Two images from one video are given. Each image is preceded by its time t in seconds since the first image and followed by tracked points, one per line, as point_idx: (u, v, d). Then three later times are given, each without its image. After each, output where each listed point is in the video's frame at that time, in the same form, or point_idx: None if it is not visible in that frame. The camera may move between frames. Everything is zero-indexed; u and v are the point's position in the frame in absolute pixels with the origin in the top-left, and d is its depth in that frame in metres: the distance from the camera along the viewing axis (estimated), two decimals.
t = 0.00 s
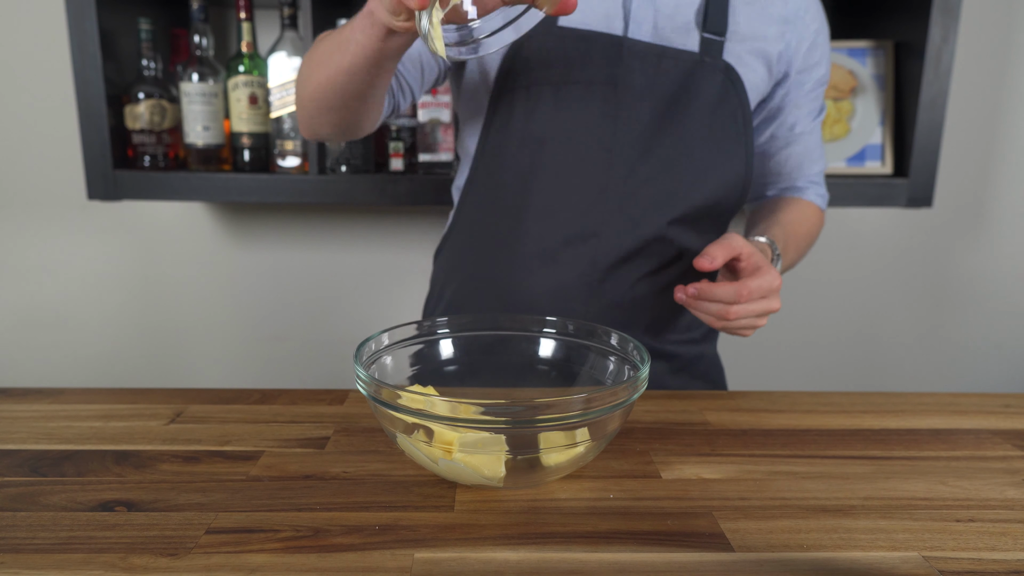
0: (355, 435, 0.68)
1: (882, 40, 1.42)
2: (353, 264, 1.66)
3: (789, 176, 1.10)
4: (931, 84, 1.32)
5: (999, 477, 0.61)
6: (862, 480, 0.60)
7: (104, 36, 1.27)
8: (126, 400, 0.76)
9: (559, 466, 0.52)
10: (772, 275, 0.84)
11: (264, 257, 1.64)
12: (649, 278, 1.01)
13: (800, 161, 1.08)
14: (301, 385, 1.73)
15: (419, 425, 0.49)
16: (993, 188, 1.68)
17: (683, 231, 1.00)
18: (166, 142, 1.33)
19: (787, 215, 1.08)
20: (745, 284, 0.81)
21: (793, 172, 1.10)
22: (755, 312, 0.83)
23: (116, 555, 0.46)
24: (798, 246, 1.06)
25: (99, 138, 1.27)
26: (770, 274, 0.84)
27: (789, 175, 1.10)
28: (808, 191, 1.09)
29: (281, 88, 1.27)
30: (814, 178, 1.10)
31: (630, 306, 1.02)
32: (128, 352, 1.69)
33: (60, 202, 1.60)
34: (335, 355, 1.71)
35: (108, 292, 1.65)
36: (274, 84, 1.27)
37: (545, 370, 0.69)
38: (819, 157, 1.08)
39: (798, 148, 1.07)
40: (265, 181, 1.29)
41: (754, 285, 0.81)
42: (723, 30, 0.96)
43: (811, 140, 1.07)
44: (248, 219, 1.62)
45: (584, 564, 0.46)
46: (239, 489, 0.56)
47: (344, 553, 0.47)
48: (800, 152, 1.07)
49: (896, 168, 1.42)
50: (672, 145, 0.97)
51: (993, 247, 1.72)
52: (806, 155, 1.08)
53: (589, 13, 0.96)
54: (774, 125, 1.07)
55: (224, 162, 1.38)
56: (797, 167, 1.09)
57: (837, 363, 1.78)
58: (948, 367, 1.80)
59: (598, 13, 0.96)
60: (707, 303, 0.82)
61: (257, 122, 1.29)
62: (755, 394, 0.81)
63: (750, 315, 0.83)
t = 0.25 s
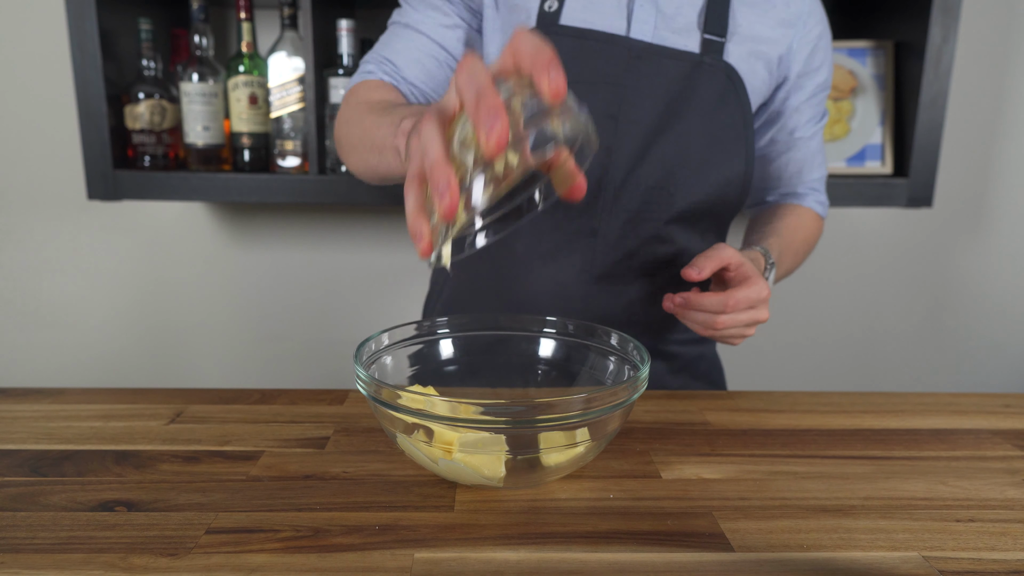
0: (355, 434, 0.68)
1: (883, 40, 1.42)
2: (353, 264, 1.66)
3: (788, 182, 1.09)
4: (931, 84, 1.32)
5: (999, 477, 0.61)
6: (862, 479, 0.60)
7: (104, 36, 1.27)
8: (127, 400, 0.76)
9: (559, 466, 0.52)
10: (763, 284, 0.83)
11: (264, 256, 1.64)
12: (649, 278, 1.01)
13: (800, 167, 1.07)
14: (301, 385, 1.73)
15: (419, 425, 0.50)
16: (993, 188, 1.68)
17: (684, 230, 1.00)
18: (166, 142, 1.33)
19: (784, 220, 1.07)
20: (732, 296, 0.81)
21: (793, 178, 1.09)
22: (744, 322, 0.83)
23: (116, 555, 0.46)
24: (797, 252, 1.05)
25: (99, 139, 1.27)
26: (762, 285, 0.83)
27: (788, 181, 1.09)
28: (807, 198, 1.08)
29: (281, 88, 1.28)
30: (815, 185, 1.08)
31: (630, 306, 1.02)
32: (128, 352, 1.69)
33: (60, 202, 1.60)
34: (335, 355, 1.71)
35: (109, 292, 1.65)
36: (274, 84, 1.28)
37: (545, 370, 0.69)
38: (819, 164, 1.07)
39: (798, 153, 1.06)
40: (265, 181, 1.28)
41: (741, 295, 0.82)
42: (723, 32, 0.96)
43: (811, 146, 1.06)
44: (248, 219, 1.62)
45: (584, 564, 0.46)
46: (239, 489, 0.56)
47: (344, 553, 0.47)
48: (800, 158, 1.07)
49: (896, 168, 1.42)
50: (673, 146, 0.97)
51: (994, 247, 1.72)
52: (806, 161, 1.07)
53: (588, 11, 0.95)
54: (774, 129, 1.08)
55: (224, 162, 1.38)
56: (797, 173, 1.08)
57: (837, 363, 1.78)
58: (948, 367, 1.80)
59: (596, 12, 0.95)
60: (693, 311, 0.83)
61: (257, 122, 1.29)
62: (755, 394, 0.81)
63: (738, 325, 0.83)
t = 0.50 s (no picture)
0: (355, 434, 0.68)
1: (882, 40, 1.42)
2: (353, 264, 1.66)
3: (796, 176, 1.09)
4: (931, 84, 1.32)
5: (999, 477, 0.61)
6: (862, 480, 0.60)
7: (104, 36, 1.27)
8: (127, 400, 0.76)
9: (559, 466, 0.52)
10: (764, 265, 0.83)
11: (265, 256, 1.64)
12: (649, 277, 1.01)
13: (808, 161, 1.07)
14: (301, 384, 1.73)
15: (419, 425, 0.50)
16: (993, 188, 1.68)
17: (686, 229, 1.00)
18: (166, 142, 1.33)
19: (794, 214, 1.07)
20: (731, 275, 0.81)
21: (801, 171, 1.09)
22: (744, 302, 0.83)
23: (116, 555, 0.46)
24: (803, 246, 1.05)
25: (99, 139, 1.27)
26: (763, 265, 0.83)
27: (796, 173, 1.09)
28: (816, 190, 1.08)
29: (281, 88, 1.29)
30: (822, 177, 1.08)
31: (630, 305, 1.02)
32: (128, 352, 1.69)
33: (60, 202, 1.60)
34: (335, 355, 1.71)
35: (109, 292, 1.65)
36: (274, 84, 1.29)
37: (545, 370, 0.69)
38: (827, 156, 1.07)
39: (805, 146, 1.06)
40: (266, 181, 1.28)
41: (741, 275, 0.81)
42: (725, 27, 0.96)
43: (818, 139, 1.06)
44: (248, 219, 1.62)
45: (585, 564, 0.46)
46: (239, 489, 0.56)
47: (345, 553, 0.47)
48: (807, 151, 1.06)
49: (896, 168, 1.42)
50: (676, 143, 0.97)
51: (994, 247, 1.72)
52: (812, 154, 1.07)
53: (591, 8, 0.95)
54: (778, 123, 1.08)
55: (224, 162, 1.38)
56: (805, 166, 1.08)
57: (837, 363, 1.78)
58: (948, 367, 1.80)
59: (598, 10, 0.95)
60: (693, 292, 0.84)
61: (257, 122, 1.29)
62: (755, 394, 0.81)
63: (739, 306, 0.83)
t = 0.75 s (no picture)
0: (355, 434, 0.68)
1: (882, 40, 1.42)
2: (353, 264, 1.66)
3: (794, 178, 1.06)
4: (931, 84, 1.32)
5: (999, 476, 0.61)
6: (862, 479, 0.60)
7: (104, 36, 1.27)
8: (127, 400, 0.76)
9: (559, 466, 0.52)
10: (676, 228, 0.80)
11: (264, 256, 1.64)
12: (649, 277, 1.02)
13: (807, 162, 1.03)
14: (301, 384, 1.73)
15: (419, 425, 0.50)
16: (993, 188, 1.68)
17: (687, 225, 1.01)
18: (166, 142, 1.33)
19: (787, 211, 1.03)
20: (638, 232, 0.80)
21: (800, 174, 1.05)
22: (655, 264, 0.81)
23: (116, 555, 0.46)
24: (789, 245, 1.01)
25: (100, 139, 1.27)
26: (678, 227, 0.81)
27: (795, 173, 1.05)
28: (813, 192, 1.04)
29: (280, 88, 1.28)
30: (822, 181, 1.04)
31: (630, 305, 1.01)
32: (128, 352, 1.69)
33: (60, 202, 1.60)
34: (334, 355, 1.71)
35: (109, 291, 1.65)
36: (274, 84, 1.28)
37: (545, 370, 0.69)
38: (828, 159, 1.04)
39: (804, 146, 1.03)
40: (266, 180, 1.29)
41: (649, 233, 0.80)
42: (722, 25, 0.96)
43: (818, 139, 1.03)
44: (248, 219, 1.61)
45: (584, 564, 0.46)
46: (239, 489, 0.56)
47: (345, 553, 0.47)
48: (806, 151, 1.03)
49: (896, 168, 1.42)
50: (675, 141, 0.97)
51: (994, 247, 1.72)
52: (812, 155, 1.03)
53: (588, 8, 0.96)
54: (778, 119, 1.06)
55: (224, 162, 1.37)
56: (804, 168, 1.04)
57: (837, 362, 1.78)
58: (948, 366, 1.80)
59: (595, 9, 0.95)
60: (598, 246, 0.83)
61: (257, 122, 1.29)
62: (755, 394, 0.81)
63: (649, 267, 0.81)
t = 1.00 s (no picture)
0: (355, 434, 0.68)
1: (882, 40, 1.43)
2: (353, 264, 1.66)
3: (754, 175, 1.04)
4: (931, 83, 1.31)
5: (999, 476, 0.61)
6: (862, 479, 0.60)
7: (104, 36, 1.27)
8: (127, 400, 0.76)
9: (559, 466, 0.52)
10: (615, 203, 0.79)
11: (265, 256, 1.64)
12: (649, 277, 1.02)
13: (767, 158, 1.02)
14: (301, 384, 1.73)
15: (419, 424, 0.50)
16: (993, 187, 1.68)
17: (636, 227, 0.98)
18: (166, 142, 1.33)
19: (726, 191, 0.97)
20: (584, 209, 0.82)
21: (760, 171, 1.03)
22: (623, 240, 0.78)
23: (116, 555, 0.46)
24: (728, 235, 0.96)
25: (100, 139, 1.27)
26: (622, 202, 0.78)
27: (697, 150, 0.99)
28: (727, 167, 0.97)
29: (280, 88, 1.29)
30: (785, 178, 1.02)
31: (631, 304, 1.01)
32: (127, 352, 1.69)
33: (59, 202, 1.60)
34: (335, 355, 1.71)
35: (109, 292, 1.65)
36: (274, 84, 1.29)
37: (546, 370, 0.69)
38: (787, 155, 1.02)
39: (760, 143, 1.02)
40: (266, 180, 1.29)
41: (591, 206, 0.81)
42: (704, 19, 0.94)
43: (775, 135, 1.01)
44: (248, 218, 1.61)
45: (584, 564, 0.46)
46: (239, 489, 0.56)
47: (345, 553, 0.47)
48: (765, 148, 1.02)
49: (897, 168, 1.42)
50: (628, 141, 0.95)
51: (994, 246, 1.72)
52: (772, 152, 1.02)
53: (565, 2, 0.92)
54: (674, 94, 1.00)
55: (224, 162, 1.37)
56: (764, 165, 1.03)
57: (837, 362, 1.78)
58: (949, 365, 1.80)
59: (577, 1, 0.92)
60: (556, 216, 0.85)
61: (257, 122, 1.28)
62: (755, 394, 0.81)
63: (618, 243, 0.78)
